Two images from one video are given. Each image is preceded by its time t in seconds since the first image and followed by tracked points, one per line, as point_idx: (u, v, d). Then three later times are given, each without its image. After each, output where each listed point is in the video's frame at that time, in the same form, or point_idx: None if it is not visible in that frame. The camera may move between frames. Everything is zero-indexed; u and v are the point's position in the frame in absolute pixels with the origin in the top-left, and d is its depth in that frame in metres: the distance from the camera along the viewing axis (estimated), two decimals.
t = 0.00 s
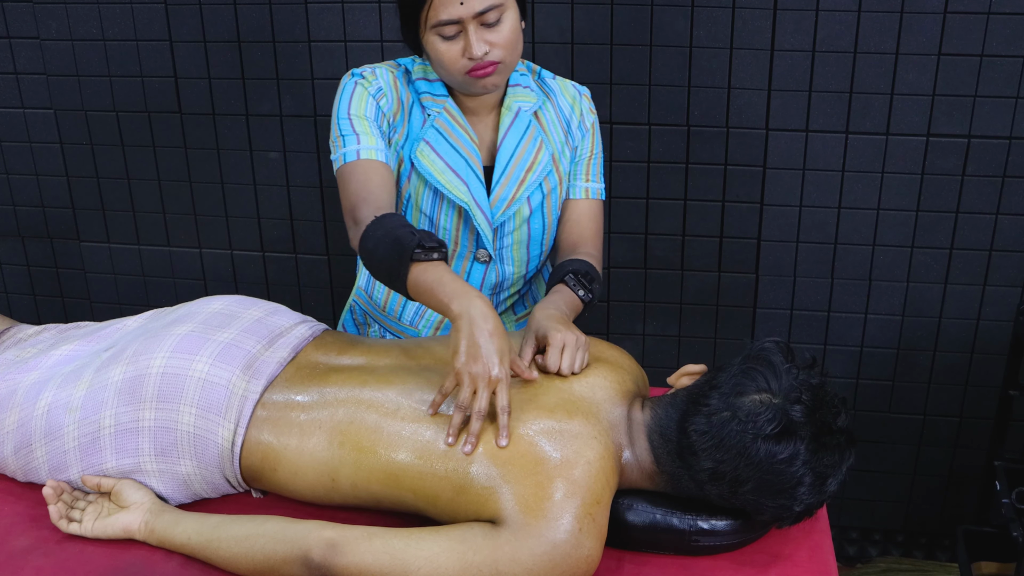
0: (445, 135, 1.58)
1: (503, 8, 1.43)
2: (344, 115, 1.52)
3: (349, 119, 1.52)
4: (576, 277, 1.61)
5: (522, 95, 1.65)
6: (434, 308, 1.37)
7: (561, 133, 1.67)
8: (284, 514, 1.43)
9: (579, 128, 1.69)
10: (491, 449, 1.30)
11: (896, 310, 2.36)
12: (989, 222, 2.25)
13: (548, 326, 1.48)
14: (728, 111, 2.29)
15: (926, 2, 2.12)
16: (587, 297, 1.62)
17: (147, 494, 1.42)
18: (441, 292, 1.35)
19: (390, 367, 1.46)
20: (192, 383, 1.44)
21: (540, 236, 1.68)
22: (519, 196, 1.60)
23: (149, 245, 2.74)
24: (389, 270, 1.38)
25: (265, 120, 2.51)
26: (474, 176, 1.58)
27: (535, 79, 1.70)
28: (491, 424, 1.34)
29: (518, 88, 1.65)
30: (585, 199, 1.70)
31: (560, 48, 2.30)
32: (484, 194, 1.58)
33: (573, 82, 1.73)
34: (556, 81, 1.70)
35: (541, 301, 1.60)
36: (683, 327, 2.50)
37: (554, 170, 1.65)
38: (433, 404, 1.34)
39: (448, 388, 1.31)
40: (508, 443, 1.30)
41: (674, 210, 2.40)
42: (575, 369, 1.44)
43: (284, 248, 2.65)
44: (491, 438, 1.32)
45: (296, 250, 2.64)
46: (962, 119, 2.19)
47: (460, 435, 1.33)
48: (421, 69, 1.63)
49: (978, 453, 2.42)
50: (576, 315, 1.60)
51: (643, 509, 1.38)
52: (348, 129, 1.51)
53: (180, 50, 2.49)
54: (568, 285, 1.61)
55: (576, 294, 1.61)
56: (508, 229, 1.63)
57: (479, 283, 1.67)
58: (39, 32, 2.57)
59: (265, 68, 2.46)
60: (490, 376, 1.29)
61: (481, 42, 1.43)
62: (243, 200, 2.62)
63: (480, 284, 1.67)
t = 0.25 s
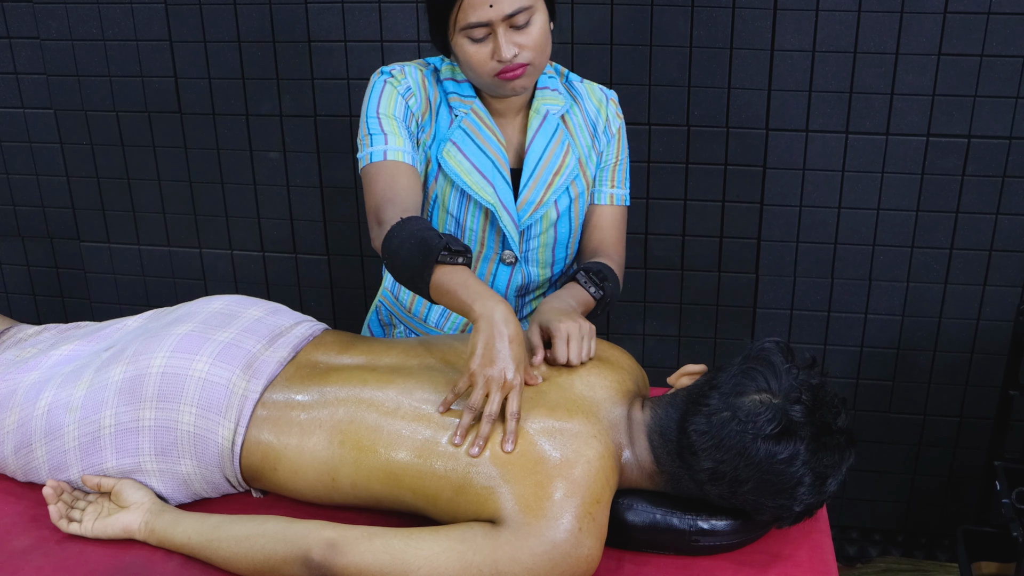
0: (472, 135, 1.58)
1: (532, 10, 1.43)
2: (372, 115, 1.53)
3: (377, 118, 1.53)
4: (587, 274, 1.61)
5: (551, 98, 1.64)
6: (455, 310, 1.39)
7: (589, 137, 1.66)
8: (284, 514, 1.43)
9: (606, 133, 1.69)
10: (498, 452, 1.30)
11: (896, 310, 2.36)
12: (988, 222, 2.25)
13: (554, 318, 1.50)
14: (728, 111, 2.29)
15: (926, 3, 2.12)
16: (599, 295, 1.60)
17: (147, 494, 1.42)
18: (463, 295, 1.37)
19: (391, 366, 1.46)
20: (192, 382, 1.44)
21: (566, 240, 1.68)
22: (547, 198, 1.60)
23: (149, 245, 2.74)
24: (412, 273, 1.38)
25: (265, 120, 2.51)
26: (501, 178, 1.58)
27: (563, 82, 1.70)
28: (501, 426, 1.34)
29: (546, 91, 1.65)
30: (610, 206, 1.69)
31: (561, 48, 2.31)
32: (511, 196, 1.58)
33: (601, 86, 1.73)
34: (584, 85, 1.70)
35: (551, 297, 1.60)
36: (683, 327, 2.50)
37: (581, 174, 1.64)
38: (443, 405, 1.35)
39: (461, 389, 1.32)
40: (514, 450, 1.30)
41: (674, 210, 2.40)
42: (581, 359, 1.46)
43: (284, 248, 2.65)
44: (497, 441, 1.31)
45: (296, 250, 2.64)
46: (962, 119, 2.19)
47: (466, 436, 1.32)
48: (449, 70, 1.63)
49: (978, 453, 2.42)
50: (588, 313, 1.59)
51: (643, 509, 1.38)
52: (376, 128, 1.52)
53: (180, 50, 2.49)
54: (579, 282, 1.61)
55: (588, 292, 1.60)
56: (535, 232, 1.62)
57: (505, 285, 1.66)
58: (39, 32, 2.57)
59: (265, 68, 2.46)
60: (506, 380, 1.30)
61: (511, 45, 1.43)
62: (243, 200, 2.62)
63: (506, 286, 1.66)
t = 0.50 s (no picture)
0: (483, 132, 1.58)
1: (545, 8, 1.42)
2: (384, 112, 1.54)
3: (388, 115, 1.53)
4: (610, 285, 1.60)
5: (564, 97, 1.63)
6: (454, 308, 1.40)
7: (603, 137, 1.65)
8: (284, 514, 1.43)
9: (622, 134, 1.68)
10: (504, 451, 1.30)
11: (896, 310, 2.36)
12: (988, 222, 2.25)
13: (580, 333, 1.48)
14: (728, 111, 2.29)
15: (926, 3, 2.12)
16: (620, 306, 1.61)
17: (147, 494, 1.42)
18: (462, 293, 1.37)
19: (390, 366, 1.46)
20: (192, 382, 1.44)
21: (576, 240, 1.67)
22: (557, 196, 1.59)
23: (149, 245, 2.74)
24: (412, 269, 1.40)
25: (265, 120, 2.51)
26: (511, 175, 1.57)
27: (579, 83, 1.69)
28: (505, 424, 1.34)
29: (561, 90, 1.64)
30: (625, 206, 1.70)
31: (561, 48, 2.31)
32: (520, 194, 1.57)
33: (617, 87, 1.71)
34: (600, 85, 1.69)
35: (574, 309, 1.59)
36: (683, 327, 2.50)
37: (592, 173, 1.63)
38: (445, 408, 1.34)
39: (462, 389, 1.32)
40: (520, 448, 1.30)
41: (674, 210, 2.40)
42: (604, 376, 1.44)
43: (284, 248, 2.65)
44: (502, 440, 1.31)
45: (296, 250, 2.64)
46: (962, 119, 2.19)
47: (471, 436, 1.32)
48: (464, 68, 1.64)
49: (978, 453, 2.42)
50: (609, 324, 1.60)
51: (643, 510, 1.38)
52: (387, 125, 1.52)
53: (180, 50, 2.49)
54: (601, 293, 1.60)
55: (610, 302, 1.60)
56: (544, 230, 1.62)
57: (512, 283, 1.66)
58: (39, 32, 2.57)
59: (265, 68, 2.46)
60: (506, 377, 1.30)
61: (523, 43, 1.43)
62: (243, 200, 2.62)
63: (513, 285, 1.66)
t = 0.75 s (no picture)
0: (492, 132, 1.58)
1: (557, 6, 1.43)
2: (394, 112, 1.54)
3: (398, 115, 1.53)
4: (613, 288, 1.60)
5: (573, 98, 1.63)
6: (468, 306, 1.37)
7: (612, 140, 1.65)
8: (284, 514, 1.43)
9: (632, 137, 1.68)
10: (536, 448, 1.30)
11: (896, 310, 2.36)
12: (988, 222, 2.25)
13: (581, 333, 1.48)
14: (728, 111, 2.29)
15: (926, 2, 2.12)
16: (623, 309, 1.60)
17: (147, 494, 1.42)
18: (473, 289, 1.35)
19: (390, 366, 1.46)
20: (192, 382, 1.44)
21: (583, 241, 1.67)
22: (563, 198, 1.59)
23: (149, 245, 2.74)
24: (423, 267, 1.40)
25: (265, 120, 2.51)
26: (518, 176, 1.58)
27: (588, 85, 1.69)
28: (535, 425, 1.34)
29: (568, 92, 1.64)
30: (633, 211, 1.69)
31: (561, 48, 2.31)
32: (527, 194, 1.58)
33: (627, 91, 1.72)
34: (610, 89, 1.69)
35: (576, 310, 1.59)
36: (683, 327, 2.50)
37: (600, 175, 1.63)
38: (472, 410, 1.32)
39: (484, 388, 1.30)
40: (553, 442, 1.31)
41: (674, 210, 2.40)
42: (604, 378, 1.45)
43: (284, 249, 2.65)
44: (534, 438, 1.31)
45: (296, 250, 2.64)
46: (962, 119, 2.19)
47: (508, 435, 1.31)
48: (473, 68, 1.63)
49: (978, 453, 2.42)
50: (610, 326, 1.59)
51: (643, 509, 1.38)
52: (397, 126, 1.53)
53: (180, 50, 2.49)
54: (605, 296, 1.60)
55: (612, 305, 1.60)
56: (550, 232, 1.61)
57: (518, 283, 1.66)
58: (39, 32, 2.57)
59: (265, 68, 2.46)
60: (524, 371, 1.28)
61: (535, 40, 1.43)
62: (243, 200, 2.62)
63: (518, 285, 1.66)
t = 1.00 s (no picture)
0: (498, 134, 1.58)
1: (564, 9, 1.43)
2: (402, 112, 1.53)
3: (406, 116, 1.53)
4: (621, 286, 1.62)
5: (578, 100, 1.63)
6: (482, 315, 1.39)
7: (617, 142, 1.65)
8: (283, 514, 1.43)
9: (636, 139, 1.68)
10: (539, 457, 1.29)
11: (896, 310, 2.36)
12: (988, 222, 2.25)
13: (588, 326, 1.51)
14: (728, 111, 2.29)
15: (926, 2, 2.12)
16: (629, 308, 1.62)
17: (147, 494, 1.42)
18: (490, 299, 1.37)
19: (390, 367, 1.46)
20: (192, 382, 1.44)
21: (587, 243, 1.67)
22: (569, 201, 1.59)
23: (149, 246, 2.74)
24: (438, 274, 1.40)
25: (265, 121, 2.52)
26: (524, 178, 1.57)
27: (593, 86, 1.69)
28: (541, 428, 1.33)
29: (574, 93, 1.64)
30: (638, 214, 1.72)
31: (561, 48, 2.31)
32: (533, 197, 1.57)
33: (632, 91, 1.72)
34: (614, 90, 1.69)
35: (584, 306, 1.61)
36: (683, 327, 2.50)
37: (605, 178, 1.63)
38: (474, 412, 1.33)
39: (491, 394, 1.32)
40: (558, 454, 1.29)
41: (674, 210, 2.40)
42: (610, 372, 1.46)
43: (284, 249, 2.65)
44: (538, 445, 1.30)
45: (296, 250, 2.64)
46: (962, 119, 2.19)
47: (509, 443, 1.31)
48: (478, 70, 1.63)
49: (978, 453, 2.42)
50: (617, 323, 1.60)
51: (643, 509, 1.38)
52: (405, 126, 1.52)
53: (180, 50, 2.49)
54: (612, 293, 1.62)
55: (620, 304, 1.61)
56: (556, 234, 1.62)
57: (522, 286, 1.66)
58: (39, 32, 2.57)
59: (265, 68, 2.46)
60: (535, 382, 1.30)
61: (541, 43, 1.43)
62: (243, 200, 2.62)
63: (524, 287, 1.66)
